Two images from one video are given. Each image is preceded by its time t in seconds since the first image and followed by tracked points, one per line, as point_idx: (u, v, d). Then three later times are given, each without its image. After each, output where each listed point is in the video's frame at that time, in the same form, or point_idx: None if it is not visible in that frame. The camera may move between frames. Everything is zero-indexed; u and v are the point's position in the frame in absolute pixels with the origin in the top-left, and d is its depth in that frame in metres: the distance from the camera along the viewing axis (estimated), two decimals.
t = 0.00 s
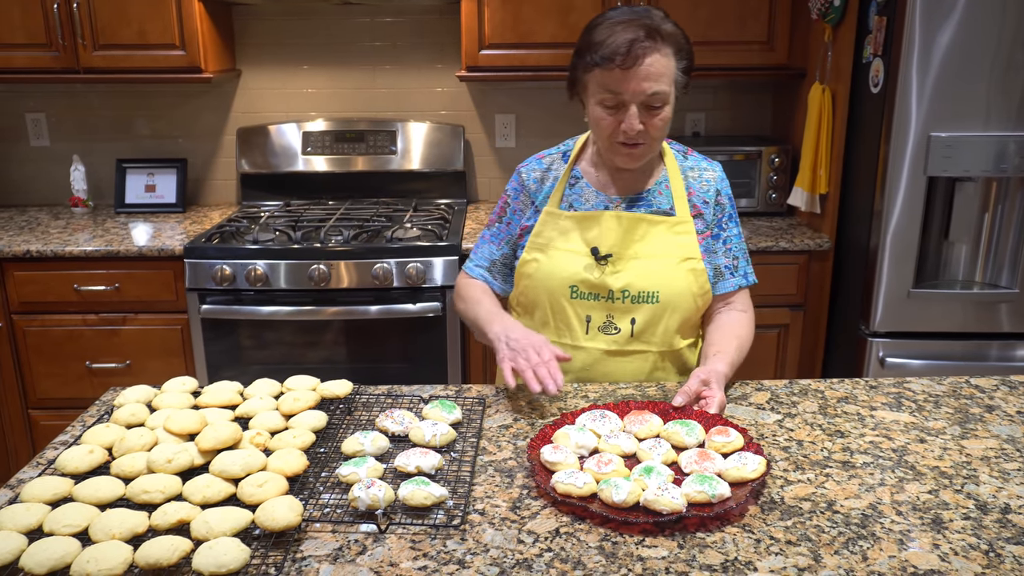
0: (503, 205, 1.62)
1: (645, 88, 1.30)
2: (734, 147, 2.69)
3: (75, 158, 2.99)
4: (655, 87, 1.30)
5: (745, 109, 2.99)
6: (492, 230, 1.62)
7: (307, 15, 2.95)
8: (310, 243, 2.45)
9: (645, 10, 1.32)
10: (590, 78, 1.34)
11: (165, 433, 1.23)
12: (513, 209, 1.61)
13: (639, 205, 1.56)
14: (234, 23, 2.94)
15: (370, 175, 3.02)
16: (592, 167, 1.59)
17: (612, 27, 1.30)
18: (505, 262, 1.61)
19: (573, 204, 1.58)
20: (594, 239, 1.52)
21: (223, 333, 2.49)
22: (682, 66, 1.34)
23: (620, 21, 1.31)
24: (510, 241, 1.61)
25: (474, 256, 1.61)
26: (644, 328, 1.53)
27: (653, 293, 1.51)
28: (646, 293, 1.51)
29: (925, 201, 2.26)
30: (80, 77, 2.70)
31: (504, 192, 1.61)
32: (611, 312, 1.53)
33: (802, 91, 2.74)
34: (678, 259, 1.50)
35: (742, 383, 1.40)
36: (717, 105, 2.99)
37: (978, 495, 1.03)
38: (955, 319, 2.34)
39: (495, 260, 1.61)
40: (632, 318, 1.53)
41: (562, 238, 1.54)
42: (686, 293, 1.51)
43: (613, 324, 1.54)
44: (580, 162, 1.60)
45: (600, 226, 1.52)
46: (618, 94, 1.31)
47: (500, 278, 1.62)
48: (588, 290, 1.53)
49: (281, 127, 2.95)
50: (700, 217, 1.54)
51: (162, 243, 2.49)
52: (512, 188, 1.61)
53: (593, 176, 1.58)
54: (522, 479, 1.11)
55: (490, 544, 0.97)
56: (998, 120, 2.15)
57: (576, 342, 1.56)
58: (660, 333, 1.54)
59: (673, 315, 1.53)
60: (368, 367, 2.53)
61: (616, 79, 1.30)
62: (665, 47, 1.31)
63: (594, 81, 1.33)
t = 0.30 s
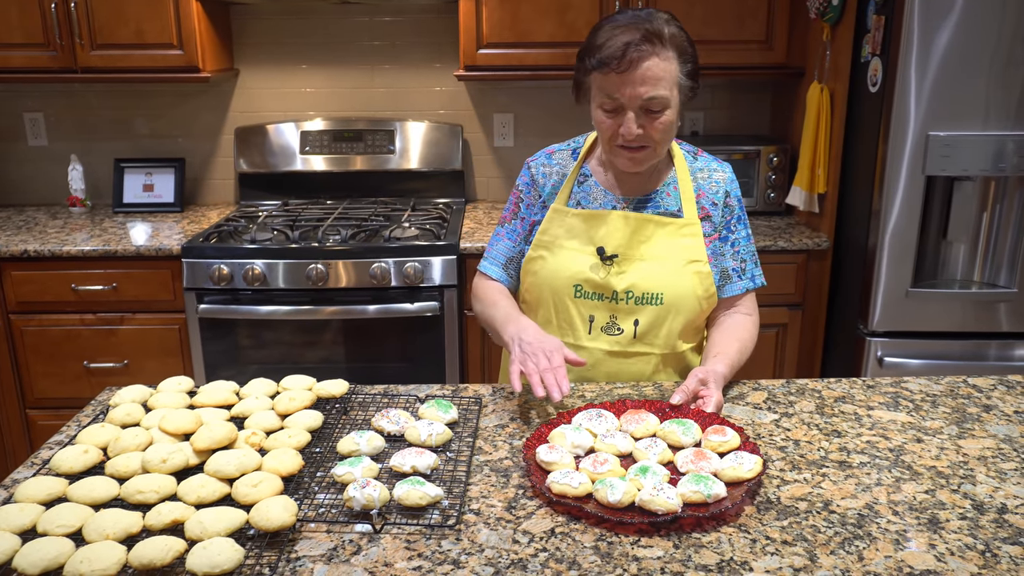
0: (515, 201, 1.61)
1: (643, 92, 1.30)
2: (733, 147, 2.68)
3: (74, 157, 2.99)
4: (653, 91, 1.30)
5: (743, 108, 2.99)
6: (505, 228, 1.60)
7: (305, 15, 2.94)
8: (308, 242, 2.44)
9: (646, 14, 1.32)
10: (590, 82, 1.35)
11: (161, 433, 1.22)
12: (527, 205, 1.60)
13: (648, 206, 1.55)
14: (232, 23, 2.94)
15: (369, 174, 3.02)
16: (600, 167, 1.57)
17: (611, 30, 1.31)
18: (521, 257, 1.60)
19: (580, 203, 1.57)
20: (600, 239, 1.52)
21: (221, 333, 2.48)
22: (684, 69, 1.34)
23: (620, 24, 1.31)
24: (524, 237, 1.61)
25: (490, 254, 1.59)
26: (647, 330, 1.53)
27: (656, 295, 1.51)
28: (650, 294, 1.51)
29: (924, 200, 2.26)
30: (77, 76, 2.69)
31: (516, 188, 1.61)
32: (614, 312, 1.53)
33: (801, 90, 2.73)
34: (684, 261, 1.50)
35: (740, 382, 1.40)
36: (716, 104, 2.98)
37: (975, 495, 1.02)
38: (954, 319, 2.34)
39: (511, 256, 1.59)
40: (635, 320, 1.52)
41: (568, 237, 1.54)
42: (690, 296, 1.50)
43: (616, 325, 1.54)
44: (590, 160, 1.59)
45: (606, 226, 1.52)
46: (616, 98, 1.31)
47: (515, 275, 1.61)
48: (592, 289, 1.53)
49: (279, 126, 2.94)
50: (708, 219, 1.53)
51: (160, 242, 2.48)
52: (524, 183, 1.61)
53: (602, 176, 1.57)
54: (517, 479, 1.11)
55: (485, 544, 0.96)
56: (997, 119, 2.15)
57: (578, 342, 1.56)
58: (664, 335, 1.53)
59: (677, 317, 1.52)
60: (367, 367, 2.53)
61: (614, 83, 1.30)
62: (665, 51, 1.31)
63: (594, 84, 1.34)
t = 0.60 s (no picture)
0: (514, 201, 1.62)
1: (616, 83, 1.29)
2: (732, 145, 2.67)
3: (71, 155, 2.98)
4: (626, 83, 1.29)
5: (743, 106, 2.98)
6: (502, 228, 1.62)
7: (303, 12, 2.93)
8: (305, 240, 2.43)
9: (634, 7, 1.31)
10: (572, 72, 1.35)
11: (155, 432, 1.21)
12: (523, 205, 1.61)
13: (648, 206, 1.53)
14: (229, 20, 2.93)
15: (367, 172, 3.01)
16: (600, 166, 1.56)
17: (593, 21, 1.31)
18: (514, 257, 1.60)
19: (580, 203, 1.56)
20: (598, 240, 1.52)
21: (218, 331, 2.47)
22: (668, 65, 1.31)
23: (603, 16, 1.31)
24: (520, 237, 1.61)
25: (486, 254, 1.62)
26: (646, 333, 1.52)
27: (655, 298, 1.50)
28: (649, 297, 1.50)
29: (923, 199, 2.25)
30: (74, 73, 2.68)
31: (514, 188, 1.62)
32: (613, 315, 1.52)
33: (800, 88, 2.72)
34: (684, 264, 1.49)
35: (738, 382, 1.39)
36: (715, 102, 2.97)
37: (974, 496, 1.02)
38: (954, 318, 2.33)
39: (505, 256, 1.61)
40: (634, 323, 1.52)
41: (566, 238, 1.54)
42: (690, 299, 1.50)
43: (614, 327, 1.53)
44: (590, 161, 1.58)
45: (604, 227, 1.51)
46: (590, 88, 1.31)
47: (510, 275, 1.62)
48: (590, 292, 1.52)
49: (277, 124, 2.93)
50: (710, 221, 1.51)
51: (157, 240, 2.47)
52: (522, 183, 1.61)
53: (601, 175, 1.56)
54: (514, 479, 1.10)
55: (481, 545, 0.96)
56: (997, 118, 2.14)
57: (576, 344, 1.55)
58: (662, 338, 1.53)
59: (676, 321, 1.51)
60: (364, 365, 2.52)
61: (589, 73, 1.31)
62: (645, 44, 1.29)
63: (573, 74, 1.34)
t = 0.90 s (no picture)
0: (503, 192, 1.63)
1: (598, 84, 1.29)
2: (731, 142, 2.66)
3: (69, 152, 2.97)
4: (608, 84, 1.28)
5: (742, 104, 2.97)
6: (490, 216, 1.63)
7: (302, 8, 2.92)
8: (303, 237, 2.43)
9: (619, 6, 1.30)
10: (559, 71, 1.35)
11: (151, 430, 1.21)
12: (512, 196, 1.61)
13: (639, 202, 1.52)
14: (228, 17, 2.92)
15: (366, 169, 3.00)
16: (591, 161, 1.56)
17: (578, 21, 1.31)
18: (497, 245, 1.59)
19: (571, 199, 1.55)
20: (589, 236, 1.51)
21: (217, 329, 2.47)
22: (652, 65, 1.30)
23: (587, 15, 1.30)
24: (506, 227, 1.61)
25: (469, 239, 1.60)
26: (637, 329, 1.51)
27: (646, 293, 1.49)
28: (639, 292, 1.49)
29: (923, 197, 2.24)
30: (72, 70, 2.67)
31: (505, 179, 1.62)
32: (603, 311, 1.52)
33: (800, 85, 2.72)
34: (674, 260, 1.48)
35: (737, 379, 1.38)
36: (714, 99, 2.97)
37: (974, 494, 1.01)
38: (954, 316, 2.33)
39: (488, 243, 1.59)
40: (624, 318, 1.51)
41: (558, 234, 1.54)
42: (681, 295, 1.49)
43: (605, 323, 1.52)
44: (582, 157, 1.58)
45: (596, 223, 1.51)
46: (574, 89, 1.31)
47: (490, 264, 1.60)
48: (581, 287, 1.51)
49: (276, 122, 2.93)
50: (702, 217, 1.50)
51: (155, 238, 2.47)
52: (513, 175, 1.61)
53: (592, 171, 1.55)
54: (512, 477, 1.09)
55: (479, 544, 0.95)
56: (997, 115, 2.14)
57: (567, 340, 1.54)
58: (653, 334, 1.52)
59: (667, 316, 1.51)
60: (362, 363, 2.51)
61: (573, 73, 1.30)
62: (629, 45, 1.29)
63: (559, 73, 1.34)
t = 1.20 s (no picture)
0: (494, 193, 1.63)
1: (589, 81, 1.30)
2: (732, 143, 2.67)
3: (71, 152, 2.97)
4: (599, 81, 1.29)
5: (743, 104, 2.98)
6: (481, 218, 1.64)
7: (303, 9, 2.92)
8: (304, 238, 2.43)
9: (610, 5, 1.31)
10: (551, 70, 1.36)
11: (155, 430, 1.22)
12: (501, 198, 1.62)
13: (630, 202, 1.53)
14: (229, 17, 2.93)
15: (367, 170, 3.01)
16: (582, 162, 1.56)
17: (570, 19, 1.31)
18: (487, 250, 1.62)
19: (563, 200, 1.56)
20: (581, 236, 1.52)
21: (219, 329, 2.47)
22: (643, 63, 1.31)
23: (579, 14, 1.31)
24: (496, 230, 1.62)
25: (460, 244, 1.64)
26: (629, 329, 1.52)
27: (638, 293, 1.50)
28: (631, 292, 1.50)
29: (923, 197, 2.25)
30: (74, 70, 2.68)
31: (495, 181, 1.62)
32: (595, 311, 1.52)
33: (800, 86, 2.72)
34: (665, 260, 1.49)
35: (735, 379, 1.39)
36: (715, 100, 2.97)
37: (973, 494, 1.02)
38: (953, 316, 2.33)
39: (478, 247, 1.62)
40: (616, 318, 1.52)
41: (550, 235, 1.54)
42: (673, 294, 1.50)
43: (597, 323, 1.53)
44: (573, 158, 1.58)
45: (587, 223, 1.51)
46: (566, 86, 1.32)
47: (481, 268, 1.63)
48: (573, 288, 1.52)
49: (277, 122, 2.93)
50: (692, 217, 1.52)
51: (156, 238, 2.47)
52: (503, 177, 1.61)
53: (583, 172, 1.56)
54: (514, 477, 1.10)
55: (481, 543, 0.96)
56: (996, 116, 2.14)
57: (560, 340, 1.55)
58: (645, 334, 1.52)
59: (659, 316, 1.51)
60: (363, 363, 2.52)
61: (565, 71, 1.31)
62: (620, 42, 1.29)
63: (551, 71, 1.35)
